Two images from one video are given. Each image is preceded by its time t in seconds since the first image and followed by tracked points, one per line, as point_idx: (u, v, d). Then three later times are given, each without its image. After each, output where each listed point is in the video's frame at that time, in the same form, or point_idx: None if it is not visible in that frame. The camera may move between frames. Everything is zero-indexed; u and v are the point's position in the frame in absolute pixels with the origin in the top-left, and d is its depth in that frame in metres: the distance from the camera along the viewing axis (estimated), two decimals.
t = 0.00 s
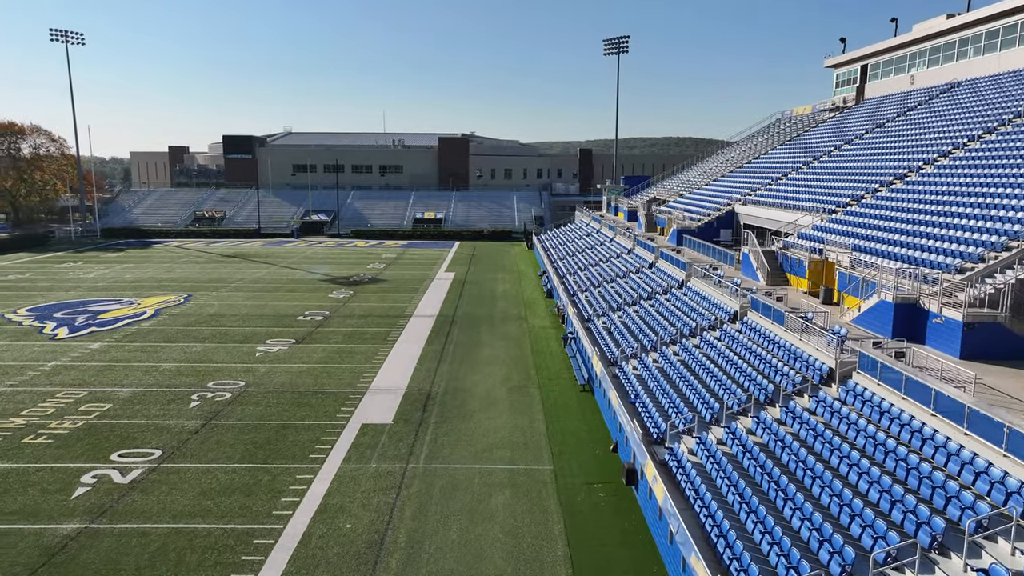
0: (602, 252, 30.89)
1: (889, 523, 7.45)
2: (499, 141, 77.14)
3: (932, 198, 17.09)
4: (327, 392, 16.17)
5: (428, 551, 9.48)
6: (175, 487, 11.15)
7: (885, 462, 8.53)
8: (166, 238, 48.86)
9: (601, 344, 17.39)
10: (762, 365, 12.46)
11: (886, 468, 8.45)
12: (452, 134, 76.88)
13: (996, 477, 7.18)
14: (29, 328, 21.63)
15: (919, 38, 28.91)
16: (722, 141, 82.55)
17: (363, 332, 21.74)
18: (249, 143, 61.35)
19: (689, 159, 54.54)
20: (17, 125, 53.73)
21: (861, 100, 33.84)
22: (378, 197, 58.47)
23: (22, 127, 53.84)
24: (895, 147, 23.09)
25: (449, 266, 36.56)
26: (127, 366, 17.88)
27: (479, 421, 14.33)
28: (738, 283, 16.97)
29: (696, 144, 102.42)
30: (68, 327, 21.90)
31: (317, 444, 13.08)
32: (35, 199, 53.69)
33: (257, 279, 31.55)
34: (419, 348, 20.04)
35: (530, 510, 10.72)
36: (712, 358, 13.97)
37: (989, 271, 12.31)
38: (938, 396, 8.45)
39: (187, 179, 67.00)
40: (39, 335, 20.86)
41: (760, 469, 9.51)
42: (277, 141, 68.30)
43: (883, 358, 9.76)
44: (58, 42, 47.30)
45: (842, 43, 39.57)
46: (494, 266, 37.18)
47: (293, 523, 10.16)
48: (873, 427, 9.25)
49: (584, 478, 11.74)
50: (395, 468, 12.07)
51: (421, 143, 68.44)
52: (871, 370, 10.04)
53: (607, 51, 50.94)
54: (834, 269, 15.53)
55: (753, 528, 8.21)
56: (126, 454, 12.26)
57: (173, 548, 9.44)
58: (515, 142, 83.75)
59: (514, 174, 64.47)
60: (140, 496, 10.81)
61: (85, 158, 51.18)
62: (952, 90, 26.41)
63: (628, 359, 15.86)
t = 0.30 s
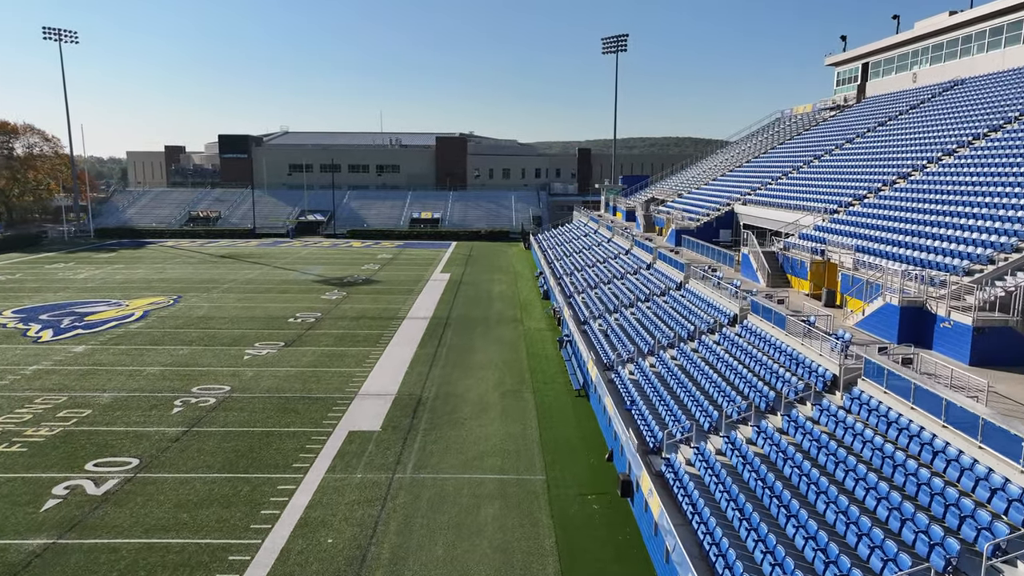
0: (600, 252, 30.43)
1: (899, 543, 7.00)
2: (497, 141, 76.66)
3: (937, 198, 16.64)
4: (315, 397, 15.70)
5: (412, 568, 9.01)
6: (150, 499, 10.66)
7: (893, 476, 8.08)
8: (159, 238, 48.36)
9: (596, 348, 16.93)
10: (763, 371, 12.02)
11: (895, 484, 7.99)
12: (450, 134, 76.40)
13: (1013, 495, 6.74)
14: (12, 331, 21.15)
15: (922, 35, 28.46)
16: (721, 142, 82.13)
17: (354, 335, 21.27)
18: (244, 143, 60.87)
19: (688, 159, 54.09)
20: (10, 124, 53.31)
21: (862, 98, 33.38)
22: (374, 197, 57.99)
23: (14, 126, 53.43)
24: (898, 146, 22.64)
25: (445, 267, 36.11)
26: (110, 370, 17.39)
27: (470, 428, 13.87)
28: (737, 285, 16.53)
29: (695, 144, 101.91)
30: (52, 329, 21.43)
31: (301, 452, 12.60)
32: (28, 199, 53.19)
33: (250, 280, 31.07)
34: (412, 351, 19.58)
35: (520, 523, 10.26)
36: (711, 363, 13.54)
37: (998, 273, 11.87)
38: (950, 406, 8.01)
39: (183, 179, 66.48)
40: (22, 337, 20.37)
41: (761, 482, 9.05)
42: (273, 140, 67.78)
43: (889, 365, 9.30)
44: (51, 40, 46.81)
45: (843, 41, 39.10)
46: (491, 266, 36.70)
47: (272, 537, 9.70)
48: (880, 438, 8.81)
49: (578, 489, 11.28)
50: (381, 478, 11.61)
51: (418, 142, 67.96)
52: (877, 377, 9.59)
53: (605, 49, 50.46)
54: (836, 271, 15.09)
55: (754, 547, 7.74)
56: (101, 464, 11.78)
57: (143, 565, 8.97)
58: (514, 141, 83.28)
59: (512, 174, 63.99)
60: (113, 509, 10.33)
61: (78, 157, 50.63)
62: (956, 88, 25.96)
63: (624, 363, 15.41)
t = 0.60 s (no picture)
0: (598, 253, 29.95)
1: (911, 566, 6.49)
2: (496, 141, 76.21)
3: (943, 197, 16.17)
4: (301, 401, 15.22)
5: None
6: (123, 512, 10.19)
7: (904, 492, 7.57)
8: (154, 238, 47.90)
9: (593, 352, 16.46)
10: (764, 376, 11.54)
11: (906, 500, 7.48)
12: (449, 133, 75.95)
13: None
14: None
15: (925, 32, 27.97)
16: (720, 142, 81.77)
17: (345, 338, 20.80)
18: (240, 142, 60.41)
19: (688, 158, 53.62)
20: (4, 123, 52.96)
21: (864, 96, 32.90)
22: (372, 197, 57.52)
23: (8, 125, 53.07)
24: (902, 144, 22.17)
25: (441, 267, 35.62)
26: (93, 373, 16.92)
27: (461, 435, 13.39)
28: (738, 286, 16.05)
29: (694, 144, 101.56)
30: (37, 331, 20.96)
31: (284, 461, 12.11)
32: (22, 199, 52.74)
33: (242, 281, 30.62)
34: (404, 354, 19.11)
35: (510, 537, 9.77)
36: (711, 368, 13.06)
37: (1009, 274, 11.39)
38: (964, 417, 7.51)
39: (178, 178, 65.99)
40: (5, 340, 19.90)
41: (763, 496, 8.54)
42: (270, 140, 67.32)
43: (897, 372, 8.80)
44: (45, 39, 46.38)
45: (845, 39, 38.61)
46: (488, 266, 36.21)
47: (248, 553, 9.22)
48: (889, 450, 8.30)
49: (571, 501, 10.80)
50: (366, 489, 11.13)
51: (416, 141, 67.51)
52: (885, 385, 9.09)
53: (604, 47, 50.01)
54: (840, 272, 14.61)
55: (755, 568, 7.23)
56: (75, 473, 11.31)
57: None
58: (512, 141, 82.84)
59: (510, 174, 63.52)
60: (83, 522, 9.86)
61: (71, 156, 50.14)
62: (960, 85, 25.48)
63: (621, 367, 14.93)
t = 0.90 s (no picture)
0: (596, 252, 29.46)
1: None
2: (494, 140, 75.69)
3: (950, 195, 15.70)
4: (287, 406, 14.73)
5: None
6: (94, 525, 9.70)
7: (917, 508, 7.04)
8: (148, 238, 47.40)
9: (589, 355, 15.98)
10: (766, 382, 11.06)
11: (919, 517, 6.96)
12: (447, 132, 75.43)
13: None
14: None
15: (928, 28, 27.51)
16: (719, 141, 81.35)
17: (336, 340, 20.31)
18: (237, 141, 59.92)
19: (688, 157, 53.14)
20: None
21: (866, 94, 32.43)
22: (369, 196, 57.06)
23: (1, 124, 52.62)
24: (906, 141, 21.70)
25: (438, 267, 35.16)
26: (74, 376, 16.42)
27: (451, 441, 12.92)
28: (738, 286, 15.58)
29: (694, 144, 101.10)
30: (21, 333, 20.47)
31: (266, 468, 11.61)
32: (15, 199, 52.23)
33: (234, 281, 30.13)
34: (396, 357, 18.63)
35: (499, 551, 9.30)
36: (711, 373, 12.59)
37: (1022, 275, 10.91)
38: (981, 427, 6.99)
39: (174, 178, 65.48)
40: None
41: (765, 510, 8.00)
42: (267, 139, 66.76)
43: (908, 379, 8.30)
44: (38, 37, 45.95)
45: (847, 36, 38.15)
46: (484, 266, 35.71)
47: (222, 569, 8.74)
48: (900, 462, 7.78)
49: (564, 512, 10.32)
50: (350, 499, 10.65)
51: (414, 141, 66.99)
52: (895, 392, 8.58)
53: (603, 45, 49.54)
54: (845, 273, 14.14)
55: None
56: (46, 483, 10.83)
57: None
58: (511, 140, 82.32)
59: (509, 173, 63.04)
60: (51, 536, 9.37)
61: (66, 155, 49.69)
62: (964, 81, 25.02)
63: (618, 371, 14.46)
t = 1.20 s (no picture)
0: (594, 252, 28.96)
1: None
2: (493, 139, 75.16)
3: (958, 192, 15.22)
4: (273, 410, 14.23)
5: None
6: (60, 538, 9.19)
7: (931, 524, 6.52)
8: (142, 238, 46.89)
9: (585, 357, 15.49)
10: (768, 388, 10.57)
11: (933, 534, 6.44)
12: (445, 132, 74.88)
13: None
14: None
15: (932, 23, 27.04)
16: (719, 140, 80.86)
17: (327, 341, 19.83)
18: (233, 140, 59.43)
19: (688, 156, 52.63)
20: None
21: (868, 91, 31.95)
22: (366, 195, 56.56)
23: None
24: (910, 138, 21.22)
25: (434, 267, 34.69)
26: (55, 379, 15.91)
27: (441, 448, 12.42)
28: (739, 286, 15.10)
29: (694, 143, 100.58)
30: (4, 334, 19.97)
31: (246, 477, 11.11)
32: (9, 198, 51.72)
33: (227, 281, 29.64)
34: (387, 359, 18.14)
35: (487, 565, 8.81)
36: (711, 378, 12.09)
37: None
38: (1000, 438, 6.49)
39: (170, 177, 64.95)
40: None
41: (768, 524, 7.47)
42: (264, 138, 66.25)
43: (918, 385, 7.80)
44: (32, 33, 45.05)
45: (848, 33, 37.68)
46: (481, 266, 35.22)
47: None
48: (912, 474, 7.26)
49: (556, 523, 9.83)
50: (333, 509, 10.16)
51: (411, 140, 66.48)
52: (905, 399, 8.08)
53: (602, 43, 49.06)
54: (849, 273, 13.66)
55: None
56: (14, 493, 10.32)
57: None
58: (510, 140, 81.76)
59: (507, 172, 62.51)
60: (14, 550, 8.88)
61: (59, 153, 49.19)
62: (969, 78, 24.54)
63: (614, 374, 13.97)
